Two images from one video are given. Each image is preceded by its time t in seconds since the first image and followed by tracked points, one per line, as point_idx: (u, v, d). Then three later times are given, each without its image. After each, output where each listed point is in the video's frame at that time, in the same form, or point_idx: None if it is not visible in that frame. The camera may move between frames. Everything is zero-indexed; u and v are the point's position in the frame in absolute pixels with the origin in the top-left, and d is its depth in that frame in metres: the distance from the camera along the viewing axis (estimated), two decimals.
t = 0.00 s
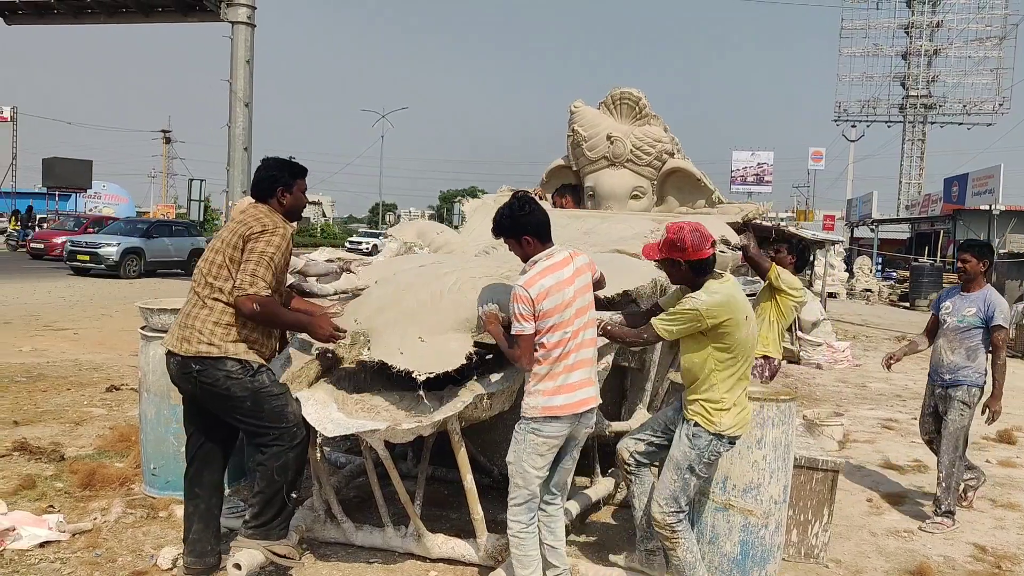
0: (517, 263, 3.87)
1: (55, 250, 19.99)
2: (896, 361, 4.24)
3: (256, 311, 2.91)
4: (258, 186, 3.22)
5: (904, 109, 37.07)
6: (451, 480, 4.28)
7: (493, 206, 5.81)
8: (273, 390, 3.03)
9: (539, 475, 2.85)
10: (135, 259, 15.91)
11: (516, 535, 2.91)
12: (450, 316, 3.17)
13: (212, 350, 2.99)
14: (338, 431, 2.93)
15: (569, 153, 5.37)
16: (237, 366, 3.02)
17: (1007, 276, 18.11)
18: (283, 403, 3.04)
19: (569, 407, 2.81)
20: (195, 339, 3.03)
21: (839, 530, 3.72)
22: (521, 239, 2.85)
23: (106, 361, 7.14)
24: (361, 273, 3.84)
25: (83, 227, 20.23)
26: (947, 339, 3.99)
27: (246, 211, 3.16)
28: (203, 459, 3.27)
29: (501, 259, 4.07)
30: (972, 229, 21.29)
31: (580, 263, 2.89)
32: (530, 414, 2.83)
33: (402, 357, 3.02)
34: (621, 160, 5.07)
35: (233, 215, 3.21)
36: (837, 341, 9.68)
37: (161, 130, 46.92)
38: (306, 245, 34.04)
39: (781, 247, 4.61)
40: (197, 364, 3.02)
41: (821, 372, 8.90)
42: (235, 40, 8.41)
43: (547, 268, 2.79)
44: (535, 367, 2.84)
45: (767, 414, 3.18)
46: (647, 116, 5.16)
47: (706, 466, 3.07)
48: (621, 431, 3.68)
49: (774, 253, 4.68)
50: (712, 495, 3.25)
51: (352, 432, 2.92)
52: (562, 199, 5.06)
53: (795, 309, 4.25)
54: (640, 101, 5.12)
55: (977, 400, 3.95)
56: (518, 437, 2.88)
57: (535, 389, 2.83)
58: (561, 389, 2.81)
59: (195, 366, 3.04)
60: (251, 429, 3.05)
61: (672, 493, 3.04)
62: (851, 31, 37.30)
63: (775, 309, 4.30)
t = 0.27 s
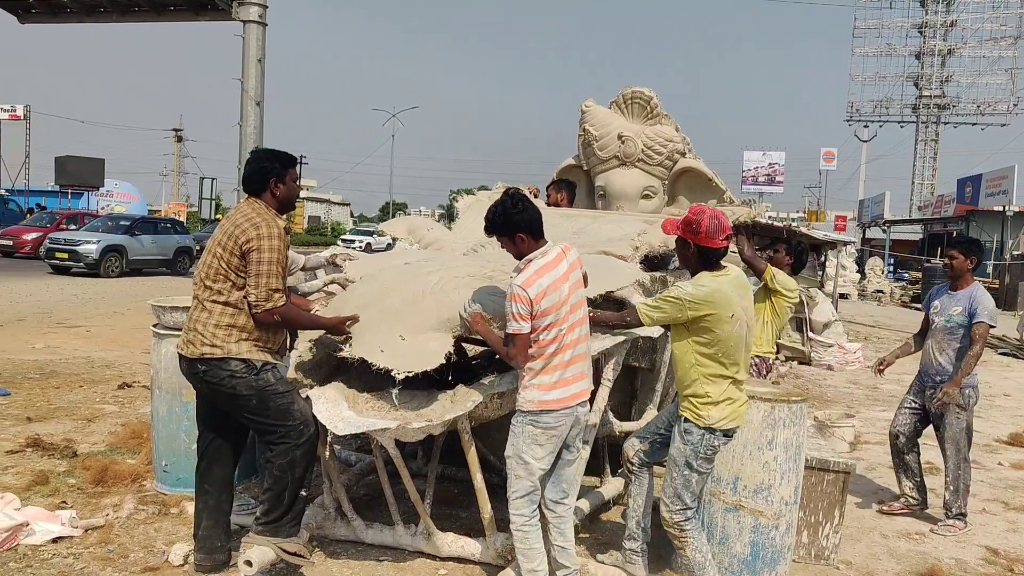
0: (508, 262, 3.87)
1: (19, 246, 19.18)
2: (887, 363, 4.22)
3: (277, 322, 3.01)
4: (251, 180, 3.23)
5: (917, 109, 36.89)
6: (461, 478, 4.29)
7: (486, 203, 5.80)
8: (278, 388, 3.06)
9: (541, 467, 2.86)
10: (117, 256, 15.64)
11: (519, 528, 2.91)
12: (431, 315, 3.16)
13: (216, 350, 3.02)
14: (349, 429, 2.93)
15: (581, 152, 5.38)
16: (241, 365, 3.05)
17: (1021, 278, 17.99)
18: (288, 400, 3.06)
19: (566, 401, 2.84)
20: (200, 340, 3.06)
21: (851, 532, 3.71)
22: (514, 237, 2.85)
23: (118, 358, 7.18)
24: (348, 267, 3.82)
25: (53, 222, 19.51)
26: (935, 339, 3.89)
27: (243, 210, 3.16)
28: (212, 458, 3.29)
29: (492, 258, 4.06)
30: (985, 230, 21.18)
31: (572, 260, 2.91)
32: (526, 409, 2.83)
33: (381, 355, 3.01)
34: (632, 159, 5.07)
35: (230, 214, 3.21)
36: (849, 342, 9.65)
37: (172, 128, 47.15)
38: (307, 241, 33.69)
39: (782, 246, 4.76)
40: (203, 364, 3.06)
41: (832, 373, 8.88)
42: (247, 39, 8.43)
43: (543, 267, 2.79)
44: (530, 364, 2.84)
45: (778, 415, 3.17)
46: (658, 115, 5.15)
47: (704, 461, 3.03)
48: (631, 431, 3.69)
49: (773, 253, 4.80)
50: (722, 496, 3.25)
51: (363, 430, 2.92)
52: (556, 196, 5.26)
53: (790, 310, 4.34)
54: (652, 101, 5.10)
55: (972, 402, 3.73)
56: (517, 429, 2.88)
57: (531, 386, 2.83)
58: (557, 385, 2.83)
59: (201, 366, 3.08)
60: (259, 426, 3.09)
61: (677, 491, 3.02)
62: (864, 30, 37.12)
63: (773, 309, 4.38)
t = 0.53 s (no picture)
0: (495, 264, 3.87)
1: None
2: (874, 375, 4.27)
3: (274, 311, 3.03)
4: (254, 177, 3.23)
5: (931, 109, 36.66)
6: (471, 477, 4.31)
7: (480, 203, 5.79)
8: (282, 385, 3.05)
9: (548, 464, 2.85)
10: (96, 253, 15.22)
11: (528, 524, 2.89)
12: (417, 319, 3.17)
13: (221, 347, 3.03)
14: (360, 428, 2.92)
15: (592, 151, 5.38)
16: (245, 362, 3.05)
17: None
18: (293, 397, 3.06)
19: (573, 395, 2.85)
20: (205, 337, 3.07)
21: (863, 534, 3.69)
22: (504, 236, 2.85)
23: (130, 354, 7.23)
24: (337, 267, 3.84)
25: (22, 214, 18.82)
26: (915, 341, 3.91)
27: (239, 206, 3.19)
28: (219, 456, 3.30)
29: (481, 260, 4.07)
30: (1000, 231, 21.03)
31: (566, 254, 2.91)
32: (534, 406, 2.82)
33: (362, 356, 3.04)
34: (644, 159, 5.06)
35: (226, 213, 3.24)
36: (861, 343, 9.61)
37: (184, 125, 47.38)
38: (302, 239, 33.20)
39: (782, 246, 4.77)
40: (207, 362, 3.06)
41: (844, 374, 8.84)
42: (259, 37, 8.45)
43: (538, 265, 2.79)
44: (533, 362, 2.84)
45: (790, 416, 3.15)
46: (671, 114, 5.13)
47: (700, 452, 3.02)
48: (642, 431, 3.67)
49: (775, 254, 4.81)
50: (733, 497, 3.23)
51: (374, 428, 2.92)
52: (552, 194, 5.41)
53: (792, 309, 4.53)
54: (664, 100, 5.09)
55: (951, 405, 3.74)
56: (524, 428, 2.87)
57: (536, 383, 2.83)
58: (563, 380, 2.83)
59: (205, 364, 3.08)
60: (264, 423, 3.09)
61: (682, 484, 3.01)
62: (878, 29, 36.90)
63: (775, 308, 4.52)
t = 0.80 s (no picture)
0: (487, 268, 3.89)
1: None
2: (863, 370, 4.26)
3: (270, 308, 3.03)
4: (265, 178, 3.24)
5: (946, 106, 36.40)
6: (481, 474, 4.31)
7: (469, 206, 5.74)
8: (282, 378, 3.05)
9: (529, 456, 2.84)
10: (69, 249, 14.96)
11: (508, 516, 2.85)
12: (411, 325, 3.20)
13: (221, 343, 3.03)
14: (372, 424, 2.92)
15: (604, 148, 5.37)
16: (247, 357, 3.06)
17: None
18: (293, 390, 3.06)
19: (558, 392, 2.84)
20: (204, 332, 3.07)
21: (876, 534, 3.68)
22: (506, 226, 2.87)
23: (143, 351, 7.27)
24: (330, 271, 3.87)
25: None
26: (903, 336, 3.89)
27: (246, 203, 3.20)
28: (224, 453, 3.29)
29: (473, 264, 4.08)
30: (1015, 230, 20.86)
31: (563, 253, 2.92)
32: (518, 400, 2.82)
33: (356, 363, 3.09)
34: (656, 156, 5.05)
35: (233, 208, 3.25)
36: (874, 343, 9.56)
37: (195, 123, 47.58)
38: (300, 236, 32.91)
39: (780, 238, 4.73)
40: (208, 357, 3.07)
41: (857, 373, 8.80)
42: (271, 35, 8.48)
43: (534, 256, 2.80)
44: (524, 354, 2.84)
45: (802, 415, 3.14)
46: (683, 111, 5.11)
47: (677, 434, 3.00)
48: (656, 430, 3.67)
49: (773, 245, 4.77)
50: (745, 495, 3.21)
51: (386, 425, 2.92)
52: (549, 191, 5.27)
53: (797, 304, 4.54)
54: (676, 97, 5.07)
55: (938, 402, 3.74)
56: (508, 421, 2.86)
57: (525, 376, 2.83)
58: (551, 375, 2.83)
59: (205, 360, 3.08)
60: (266, 418, 3.09)
61: (657, 467, 3.00)
62: (892, 26, 36.65)
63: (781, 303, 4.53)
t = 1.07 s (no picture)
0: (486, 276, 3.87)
1: None
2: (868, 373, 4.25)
3: (260, 305, 3.00)
4: (268, 176, 3.25)
5: (959, 103, 36.16)
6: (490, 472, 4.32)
7: (458, 223, 5.66)
8: (279, 374, 3.06)
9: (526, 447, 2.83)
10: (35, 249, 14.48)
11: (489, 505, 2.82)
12: (412, 328, 3.18)
13: (215, 340, 3.05)
14: (383, 422, 2.94)
15: (615, 146, 5.37)
16: (242, 353, 3.07)
17: None
18: (291, 386, 3.07)
19: (561, 385, 2.84)
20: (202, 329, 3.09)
21: (887, 534, 3.66)
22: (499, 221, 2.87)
23: (155, 347, 7.31)
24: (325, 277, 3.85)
25: None
26: (904, 332, 3.88)
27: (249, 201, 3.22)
28: (229, 451, 3.32)
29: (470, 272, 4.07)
30: None
31: (554, 246, 2.92)
32: (520, 394, 2.83)
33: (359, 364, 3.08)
34: (668, 153, 5.04)
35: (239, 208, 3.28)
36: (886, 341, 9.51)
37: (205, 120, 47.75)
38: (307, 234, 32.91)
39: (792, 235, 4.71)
40: (204, 354, 3.08)
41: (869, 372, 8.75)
42: (282, 32, 8.50)
43: (528, 250, 2.81)
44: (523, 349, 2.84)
45: (814, 413, 3.13)
46: (694, 109, 5.08)
47: (664, 424, 3.01)
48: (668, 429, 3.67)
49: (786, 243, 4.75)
50: (756, 494, 3.20)
51: (397, 423, 2.94)
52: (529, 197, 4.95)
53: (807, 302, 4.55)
54: (687, 95, 5.05)
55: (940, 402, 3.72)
56: (506, 413, 2.86)
57: (526, 370, 2.83)
58: (551, 368, 2.83)
59: (202, 356, 3.10)
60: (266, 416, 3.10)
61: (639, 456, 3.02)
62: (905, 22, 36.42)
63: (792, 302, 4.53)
